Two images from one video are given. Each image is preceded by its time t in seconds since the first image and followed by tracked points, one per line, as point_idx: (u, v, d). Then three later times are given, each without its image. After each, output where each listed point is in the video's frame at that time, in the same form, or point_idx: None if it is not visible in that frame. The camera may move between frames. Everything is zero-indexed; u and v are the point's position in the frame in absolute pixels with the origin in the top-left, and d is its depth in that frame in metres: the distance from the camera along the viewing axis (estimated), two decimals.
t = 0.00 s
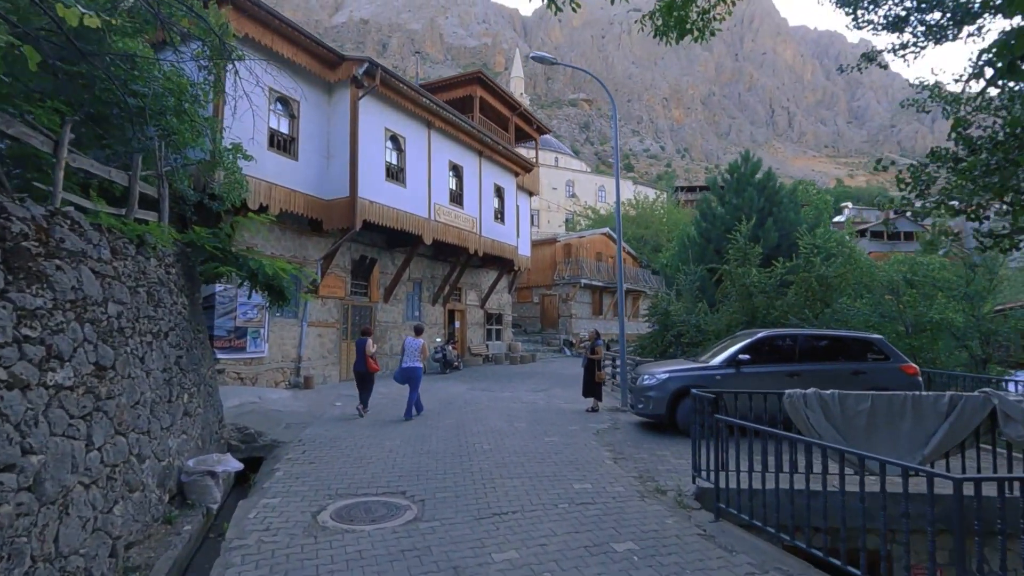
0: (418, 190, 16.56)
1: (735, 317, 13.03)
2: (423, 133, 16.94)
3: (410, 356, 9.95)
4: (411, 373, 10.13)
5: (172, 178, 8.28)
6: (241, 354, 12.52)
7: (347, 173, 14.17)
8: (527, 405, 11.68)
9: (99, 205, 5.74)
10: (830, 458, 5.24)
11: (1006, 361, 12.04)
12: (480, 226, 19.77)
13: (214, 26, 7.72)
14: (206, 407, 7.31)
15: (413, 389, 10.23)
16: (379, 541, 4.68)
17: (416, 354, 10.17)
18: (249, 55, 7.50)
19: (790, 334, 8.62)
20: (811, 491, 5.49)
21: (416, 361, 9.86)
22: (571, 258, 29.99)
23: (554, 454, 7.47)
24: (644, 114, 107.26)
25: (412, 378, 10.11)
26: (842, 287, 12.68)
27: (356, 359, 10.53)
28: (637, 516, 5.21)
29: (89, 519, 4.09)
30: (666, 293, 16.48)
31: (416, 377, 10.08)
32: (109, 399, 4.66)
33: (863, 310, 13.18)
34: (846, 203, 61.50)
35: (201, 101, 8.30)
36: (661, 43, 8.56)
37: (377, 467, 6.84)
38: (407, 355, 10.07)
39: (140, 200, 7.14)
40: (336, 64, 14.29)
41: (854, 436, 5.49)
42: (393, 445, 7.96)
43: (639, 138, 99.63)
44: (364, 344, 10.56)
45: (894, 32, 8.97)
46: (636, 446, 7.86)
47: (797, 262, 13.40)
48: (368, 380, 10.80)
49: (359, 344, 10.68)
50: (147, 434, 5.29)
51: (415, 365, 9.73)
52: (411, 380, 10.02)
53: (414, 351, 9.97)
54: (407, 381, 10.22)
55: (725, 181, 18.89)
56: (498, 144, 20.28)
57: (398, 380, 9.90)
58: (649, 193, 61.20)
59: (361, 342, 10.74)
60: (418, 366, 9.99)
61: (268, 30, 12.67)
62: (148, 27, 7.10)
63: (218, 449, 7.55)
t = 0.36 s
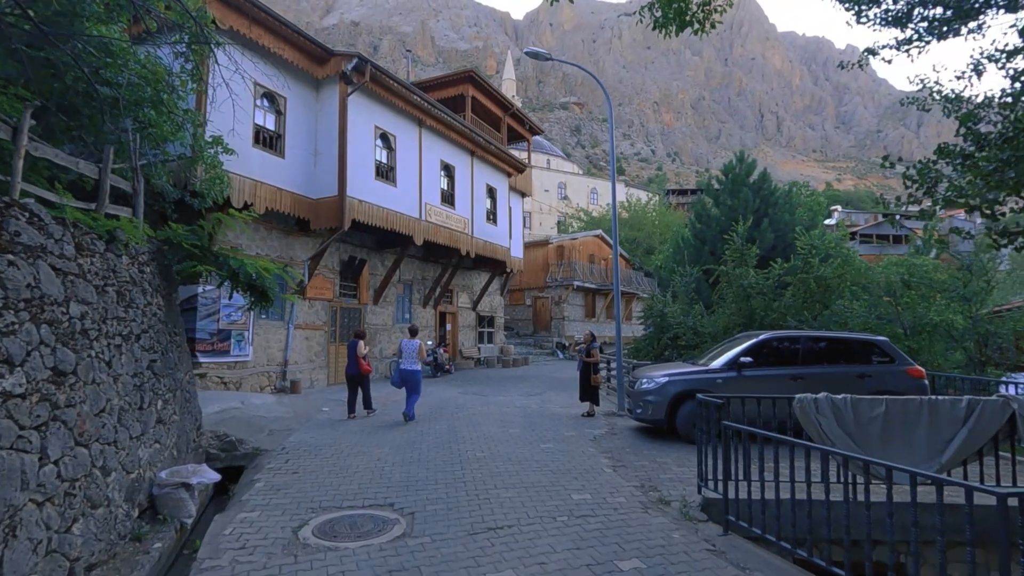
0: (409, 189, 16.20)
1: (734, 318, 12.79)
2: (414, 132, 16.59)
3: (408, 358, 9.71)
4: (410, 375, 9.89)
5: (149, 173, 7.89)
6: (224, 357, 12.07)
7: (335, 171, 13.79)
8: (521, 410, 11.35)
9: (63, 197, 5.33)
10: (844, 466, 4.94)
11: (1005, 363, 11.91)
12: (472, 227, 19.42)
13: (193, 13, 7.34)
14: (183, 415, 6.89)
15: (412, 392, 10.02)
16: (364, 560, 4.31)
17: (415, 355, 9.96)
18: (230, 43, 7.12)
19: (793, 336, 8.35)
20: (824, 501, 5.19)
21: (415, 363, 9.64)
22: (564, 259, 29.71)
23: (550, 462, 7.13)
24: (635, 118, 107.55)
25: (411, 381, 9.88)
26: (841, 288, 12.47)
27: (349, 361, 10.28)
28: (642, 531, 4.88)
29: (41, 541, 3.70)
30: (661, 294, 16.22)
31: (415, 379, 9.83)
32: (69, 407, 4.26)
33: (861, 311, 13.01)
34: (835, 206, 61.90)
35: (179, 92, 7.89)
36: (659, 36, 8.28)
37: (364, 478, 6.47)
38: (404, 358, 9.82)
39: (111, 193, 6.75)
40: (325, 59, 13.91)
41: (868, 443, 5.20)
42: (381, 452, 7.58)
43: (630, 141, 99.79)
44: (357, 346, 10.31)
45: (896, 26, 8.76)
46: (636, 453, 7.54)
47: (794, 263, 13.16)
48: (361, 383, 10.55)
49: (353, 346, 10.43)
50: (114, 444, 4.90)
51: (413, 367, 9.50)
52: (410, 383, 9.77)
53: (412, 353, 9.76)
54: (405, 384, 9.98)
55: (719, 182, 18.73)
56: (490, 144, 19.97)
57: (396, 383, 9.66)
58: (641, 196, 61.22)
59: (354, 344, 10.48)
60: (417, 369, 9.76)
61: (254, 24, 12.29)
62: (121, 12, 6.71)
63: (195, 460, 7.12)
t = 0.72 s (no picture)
0: (403, 189, 15.85)
1: (735, 320, 12.49)
2: (408, 130, 16.25)
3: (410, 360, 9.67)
4: (412, 378, 9.82)
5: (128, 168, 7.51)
6: (210, 360, 11.68)
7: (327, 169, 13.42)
8: (518, 415, 11.00)
9: (29, 188, 4.95)
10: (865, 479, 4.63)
11: (1011, 367, 11.67)
12: (467, 227, 19.08)
13: None
14: (161, 423, 6.50)
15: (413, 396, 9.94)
16: None
17: (416, 358, 9.91)
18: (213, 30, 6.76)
19: (801, 339, 8.06)
20: (843, 516, 4.87)
21: (417, 365, 9.60)
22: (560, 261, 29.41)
23: (549, 472, 6.79)
24: (630, 120, 107.67)
25: (414, 383, 9.83)
26: (844, 290, 12.21)
27: (349, 363, 10.18)
28: (651, 549, 4.54)
29: None
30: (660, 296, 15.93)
31: (418, 382, 9.76)
32: (26, 417, 3.89)
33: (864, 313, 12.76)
34: (830, 209, 61.99)
35: (160, 83, 7.53)
36: (662, 28, 7.97)
37: (352, 490, 6.11)
38: (406, 360, 9.78)
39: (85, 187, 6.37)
40: (316, 55, 13.55)
41: (888, 453, 4.90)
42: (372, 462, 7.21)
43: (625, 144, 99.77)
44: (358, 349, 10.24)
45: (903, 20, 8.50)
46: (639, 461, 7.21)
47: (796, 264, 12.89)
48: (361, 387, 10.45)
49: (353, 349, 10.39)
50: (80, 456, 4.53)
51: (416, 368, 9.45)
52: (412, 386, 9.70)
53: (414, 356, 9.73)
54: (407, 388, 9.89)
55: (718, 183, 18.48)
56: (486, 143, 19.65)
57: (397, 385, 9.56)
58: (636, 198, 61.07)
59: (355, 346, 10.37)
60: (420, 371, 9.71)
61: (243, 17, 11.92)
62: None
63: (174, 471, 6.73)
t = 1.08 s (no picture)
0: (397, 187, 15.48)
1: (738, 322, 12.14)
2: (404, 127, 15.89)
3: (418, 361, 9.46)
4: (419, 379, 9.64)
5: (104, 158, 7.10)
6: (197, 363, 11.25)
7: (319, 166, 13.04)
8: (516, 419, 10.64)
9: None
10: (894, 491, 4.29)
11: (1019, 370, 11.44)
12: (463, 227, 18.71)
13: None
14: (136, 429, 6.10)
15: (419, 397, 9.76)
16: None
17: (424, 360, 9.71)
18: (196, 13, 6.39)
19: (812, 341, 7.73)
20: (869, 531, 4.53)
21: (426, 366, 9.43)
22: (557, 262, 29.10)
23: (550, 480, 6.42)
24: (626, 122, 107.66)
25: (420, 385, 9.63)
26: (849, 291, 11.93)
27: (349, 364, 9.98)
28: (664, 567, 4.19)
29: None
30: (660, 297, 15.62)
31: (425, 383, 9.58)
32: None
33: (869, 315, 12.48)
34: (825, 211, 62.00)
35: (140, 69, 7.13)
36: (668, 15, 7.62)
37: (340, 502, 5.72)
38: (413, 361, 9.57)
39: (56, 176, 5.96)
40: (309, 48, 13.18)
41: (915, 462, 4.57)
42: (363, 470, 6.82)
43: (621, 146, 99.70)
44: (359, 349, 10.08)
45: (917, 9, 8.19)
46: (645, 469, 6.85)
47: (800, 264, 12.59)
48: (358, 388, 10.27)
49: (353, 349, 10.25)
50: (39, 468, 4.13)
51: (425, 369, 9.28)
52: (420, 387, 9.51)
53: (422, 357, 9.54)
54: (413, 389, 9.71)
55: (718, 182, 18.23)
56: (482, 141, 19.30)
57: (406, 386, 9.38)
58: (633, 200, 60.88)
59: (355, 346, 10.22)
60: (428, 373, 9.54)
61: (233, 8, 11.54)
62: None
63: (151, 480, 6.32)
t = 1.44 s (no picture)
0: (395, 184, 15.13)
1: (745, 323, 11.75)
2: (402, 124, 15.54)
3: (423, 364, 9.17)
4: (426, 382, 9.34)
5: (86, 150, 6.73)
6: (188, 365, 10.86)
7: (315, 162, 12.68)
8: (518, 424, 10.28)
9: None
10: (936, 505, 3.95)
11: None
12: (462, 227, 18.35)
13: None
14: (117, 437, 5.73)
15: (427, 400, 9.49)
16: None
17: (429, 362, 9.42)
18: None
19: (829, 342, 7.40)
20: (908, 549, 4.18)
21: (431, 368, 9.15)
22: (557, 262, 28.79)
23: (556, 490, 6.07)
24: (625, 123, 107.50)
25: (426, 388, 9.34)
26: (860, 291, 11.62)
27: (343, 367, 9.65)
28: None
29: None
30: (663, 297, 15.30)
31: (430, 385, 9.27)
32: None
33: (880, 315, 12.17)
34: (824, 212, 61.92)
35: (123, 54, 6.74)
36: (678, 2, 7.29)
37: (333, 514, 5.36)
38: (418, 362, 9.29)
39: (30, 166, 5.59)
40: (305, 41, 12.82)
41: (956, 474, 4.22)
42: (358, 479, 6.45)
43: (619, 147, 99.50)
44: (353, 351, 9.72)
45: None
46: (657, 478, 6.50)
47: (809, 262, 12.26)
48: (354, 391, 9.93)
49: (347, 351, 9.88)
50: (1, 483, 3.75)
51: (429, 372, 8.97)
52: (425, 389, 9.20)
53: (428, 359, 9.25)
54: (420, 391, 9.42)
55: (722, 180, 17.93)
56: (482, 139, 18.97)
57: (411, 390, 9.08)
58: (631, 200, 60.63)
59: (349, 347, 9.87)
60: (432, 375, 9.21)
61: None
62: None
63: (133, 491, 5.94)
